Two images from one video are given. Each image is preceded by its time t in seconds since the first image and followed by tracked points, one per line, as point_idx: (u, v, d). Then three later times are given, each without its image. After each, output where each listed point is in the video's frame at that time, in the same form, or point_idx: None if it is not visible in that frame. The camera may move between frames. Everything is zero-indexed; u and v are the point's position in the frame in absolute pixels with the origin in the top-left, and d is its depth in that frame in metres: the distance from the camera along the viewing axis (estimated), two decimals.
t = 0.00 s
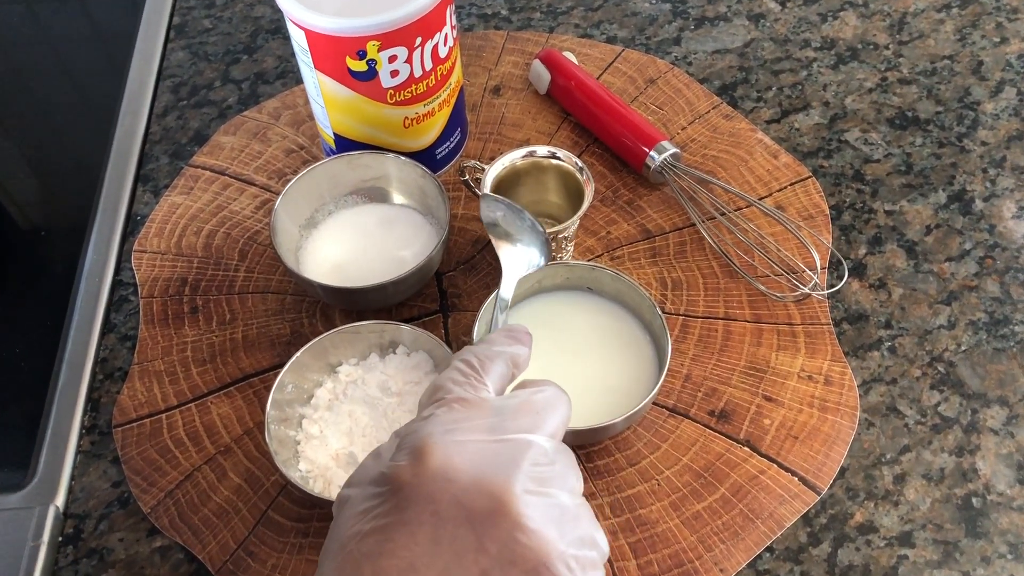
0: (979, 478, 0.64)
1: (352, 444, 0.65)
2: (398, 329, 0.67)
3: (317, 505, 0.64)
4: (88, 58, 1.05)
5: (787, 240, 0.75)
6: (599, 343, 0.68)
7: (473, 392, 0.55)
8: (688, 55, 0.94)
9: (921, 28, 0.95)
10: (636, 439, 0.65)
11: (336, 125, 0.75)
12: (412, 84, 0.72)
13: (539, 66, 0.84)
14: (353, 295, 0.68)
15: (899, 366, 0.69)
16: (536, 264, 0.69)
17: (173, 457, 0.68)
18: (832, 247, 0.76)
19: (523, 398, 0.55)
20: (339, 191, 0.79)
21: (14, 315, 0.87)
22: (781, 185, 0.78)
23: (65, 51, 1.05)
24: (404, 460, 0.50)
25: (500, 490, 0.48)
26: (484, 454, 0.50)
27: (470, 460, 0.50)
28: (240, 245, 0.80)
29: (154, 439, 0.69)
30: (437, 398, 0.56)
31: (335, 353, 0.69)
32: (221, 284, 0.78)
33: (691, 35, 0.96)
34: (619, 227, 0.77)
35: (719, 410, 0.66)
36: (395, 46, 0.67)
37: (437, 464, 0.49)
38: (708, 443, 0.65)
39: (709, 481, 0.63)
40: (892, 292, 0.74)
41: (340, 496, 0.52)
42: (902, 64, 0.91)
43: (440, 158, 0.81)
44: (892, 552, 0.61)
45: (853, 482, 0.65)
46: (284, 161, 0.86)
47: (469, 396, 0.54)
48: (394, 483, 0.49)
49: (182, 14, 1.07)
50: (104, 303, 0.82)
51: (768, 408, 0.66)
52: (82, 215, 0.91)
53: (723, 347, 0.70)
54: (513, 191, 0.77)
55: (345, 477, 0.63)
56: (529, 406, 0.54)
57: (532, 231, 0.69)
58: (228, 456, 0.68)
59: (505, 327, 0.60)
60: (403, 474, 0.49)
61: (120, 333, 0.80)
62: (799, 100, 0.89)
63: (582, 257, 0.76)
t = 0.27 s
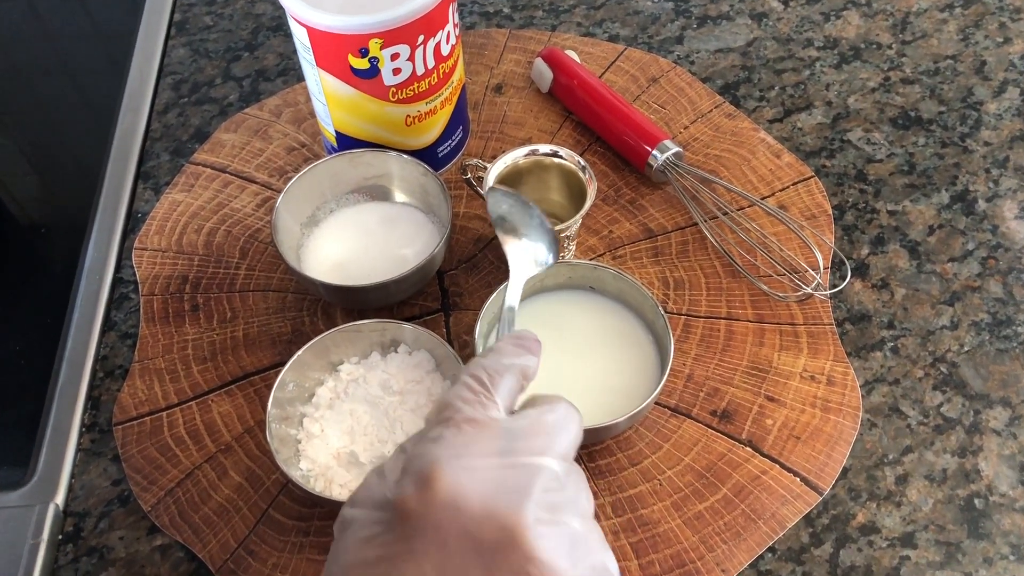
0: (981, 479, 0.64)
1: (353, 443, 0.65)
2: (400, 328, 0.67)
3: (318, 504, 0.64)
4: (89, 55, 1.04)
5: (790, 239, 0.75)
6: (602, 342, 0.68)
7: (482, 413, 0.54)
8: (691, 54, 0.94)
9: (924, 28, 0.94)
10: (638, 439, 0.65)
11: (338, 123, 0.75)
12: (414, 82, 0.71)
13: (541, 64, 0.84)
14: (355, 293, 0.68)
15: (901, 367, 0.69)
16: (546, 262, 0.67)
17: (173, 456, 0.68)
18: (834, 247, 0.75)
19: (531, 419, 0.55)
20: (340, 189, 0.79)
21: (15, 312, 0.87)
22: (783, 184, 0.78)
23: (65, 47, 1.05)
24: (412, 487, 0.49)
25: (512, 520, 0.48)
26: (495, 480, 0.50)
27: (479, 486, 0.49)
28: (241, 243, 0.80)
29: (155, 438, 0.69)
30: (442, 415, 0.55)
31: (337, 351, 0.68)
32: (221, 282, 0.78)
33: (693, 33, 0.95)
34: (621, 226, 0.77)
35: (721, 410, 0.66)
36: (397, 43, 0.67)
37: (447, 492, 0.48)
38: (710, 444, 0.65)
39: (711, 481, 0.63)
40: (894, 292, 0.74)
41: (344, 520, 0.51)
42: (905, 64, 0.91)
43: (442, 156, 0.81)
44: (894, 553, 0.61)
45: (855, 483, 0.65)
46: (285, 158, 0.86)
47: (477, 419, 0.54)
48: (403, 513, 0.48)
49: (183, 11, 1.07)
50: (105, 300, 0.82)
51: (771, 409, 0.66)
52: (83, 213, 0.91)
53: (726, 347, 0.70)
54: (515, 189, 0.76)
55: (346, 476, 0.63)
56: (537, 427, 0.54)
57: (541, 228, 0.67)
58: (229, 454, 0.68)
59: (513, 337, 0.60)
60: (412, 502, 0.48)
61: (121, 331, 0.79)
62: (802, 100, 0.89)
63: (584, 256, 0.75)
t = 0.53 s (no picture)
0: (975, 480, 0.64)
1: (349, 444, 0.65)
2: (396, 330, 0.67)
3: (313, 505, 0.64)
4: (86, 54, 1.04)
5: (785, 241, 0.75)
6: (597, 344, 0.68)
7: None
8: (687, 56, 0.94)
9: (920, 30, 0.95)
10: (633, 440, 0.65)
11: (335, 124, 0.75)
12: (410, 83, 0.71)
13: (538, 65, 0.84)
14: (350, 295, 0.68)
15: (896, 369, 0.69)
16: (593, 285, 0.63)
17: (169, 456, 0.68)
18: (830, 248, 0.76)
19: (572, 478, 0.56)
20: (336, 190, 0.79)
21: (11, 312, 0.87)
22: (779, 186, 0.78)
23: (62, 47, 1.05)
24: None
25: None
26: None
27: None
28: (237, 243, 0.80)
29: (150, 438, 0.69)
30: (503, 566, 0.52)
31: (332, 352, 0.69)
32: (217, 283, 0.78)
33: (690, 35, 0.95)
34: (617, 228, 0.77)
35: (715, 412, 0.66)
36: (393, 44, 0.67)
37: None
38: (705, 445, 0.65)
39: (706, 483, 0.63)
40: (889, 294, 0.74)
41: None
42: (901, 66, 0.91)
43: (438, 157, 0.81)
44: (888, 554, 0.61)
45: (850, 485, 0.65)
46: (282, 159, 0.86)
47: (548, 562, 0.52)
48: None
49: (180, 11, 1.07)
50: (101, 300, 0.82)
51: (765, 410, 0.66)
52: (79, 212, 0.91)
53: (721, 348, 0.70)
54: (511, 190, 0.76)
55: (342, 477, 0.63)
56: (582, 488, 0.56)
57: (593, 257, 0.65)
58: (224, 455, 0.68)
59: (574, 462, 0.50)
60: None
61: (117, 332, 0.79)
62: (798, 101, 0.89)
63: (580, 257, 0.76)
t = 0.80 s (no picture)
0: (975, 482, 0.64)
1: (347, 446, 0.65)
2: (395, 331, 0.67)
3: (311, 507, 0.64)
4: (84, 54, 1.04)
5: (784, 243, 0.75)
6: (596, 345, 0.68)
7: None
8: (686, 57, 0.94)
9: (919, 31, 0.94)
10: (632, 442, 0.65)
11: (333, 125, 0.75)
12: (409, 84, 0.71)
13: (536, 66, 0.84)
14: (349, 296, 0.68)
15: (895, 370, 0.69)
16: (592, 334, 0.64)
17: (166, 458, 0.68)
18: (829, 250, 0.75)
19: (574, 548, 0.54)
20: (335, 191, 0.79)
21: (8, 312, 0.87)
22: (778, 187, 0.78)
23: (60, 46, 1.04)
24: None
25: None
26: None
27: None
28: (235, 245, 0.79)
29: (148, 440, 0.69)
30: None
31: (330, 354, 0.68)
32: (215, 284, 0.77)
33: (689, 36, 0.95)
34: (616, 229, 0.77)
35: (715, 413, 0.66)
36: (392, 45, 0.67)
37: None
38: (704, 446, 0.65)
39: (705, 485, 0.63)
40: (889, 295, 0.74)
41: None
42: (900, 67, 0.91)
43: (437, 158, 0.81)
44: (887, 556, 0.61)
45: (849, 487, 0.65)
46: (280, 160, 0.85)
47: None
48: None
49: (178, 12, 1.06)
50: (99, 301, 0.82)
51: (764, 412, 0.66)
52: (77, 213, 0.91)
53: (720, 350, 0.69)
54: (509, 191, 0.76)
55: (340, 479, 0.63)
56: (583, 558, 0.54)
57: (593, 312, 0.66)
58: (222, 457, 0.67)
59: (569, 522, 0.55)
60: None
61: (114, 333, 0.79)
62: (797, 102, 0.89)
63: (578, 258, 0.75)
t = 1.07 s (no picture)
0: (976, 479, 0.64)
1: (350, 444, 0.65)
2: (397, 329, 0.67)
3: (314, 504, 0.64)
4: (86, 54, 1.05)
5: (785, 241, 0.75)
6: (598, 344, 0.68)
7: None
8: (687, 56, 0.94)
9: (919, 30, 0.95)
10: (633, 440, 0.65)
11: (335, 124, 0.75)
12: (411, 83, 0.71)
13: (538, 65, 0.84)
14: (351, 294, 0.68)
15: (896, 368, 0.70)
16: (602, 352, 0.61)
17: (169, 455, 0.68)
18: (830, 248, 0.76)
19: (578, 549, 0.54)
20: (337, 189, 0.79)
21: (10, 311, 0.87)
22: (780, 185, 0.78)
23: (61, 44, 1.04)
24: None
25: None
26: None
27: None
28: (237, 243, 0.80)
29: (151, 437, 0.69)
30: None
31: (332, 352, 0.68)
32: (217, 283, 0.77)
33: (690, 35, 0.96)
34: (617, 227, 0.77)
35: (716, 411, 0.66)
36: (394, 44, 0.67)
37: None
38: (705, 444, 0.65)
39: (706, 482, 0.63)
40: (889, 294, 0.74)
41: None
42: (901, 66, 0.91)
43: (438, 157, 0.81)
44: (889, 553, 0.61)
45: (850, 484, 0.65)
46: (281, 159, 0.86)
47: None
48: None
49: (180, 12, 1.07)
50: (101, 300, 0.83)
51: (766, 410, 0.66)
52: (79, 212, 0.91)
53: (721, 348, 0.70)
54: (511, 190, 0.76)
55: (342, 476, 0.63)
56: (587, 559, 0.54)
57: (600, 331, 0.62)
58: (225, 454, 0.68)
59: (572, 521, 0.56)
60: None
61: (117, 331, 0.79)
62: (798, 101, 0.89)
63: (580, 257, 0.76)
